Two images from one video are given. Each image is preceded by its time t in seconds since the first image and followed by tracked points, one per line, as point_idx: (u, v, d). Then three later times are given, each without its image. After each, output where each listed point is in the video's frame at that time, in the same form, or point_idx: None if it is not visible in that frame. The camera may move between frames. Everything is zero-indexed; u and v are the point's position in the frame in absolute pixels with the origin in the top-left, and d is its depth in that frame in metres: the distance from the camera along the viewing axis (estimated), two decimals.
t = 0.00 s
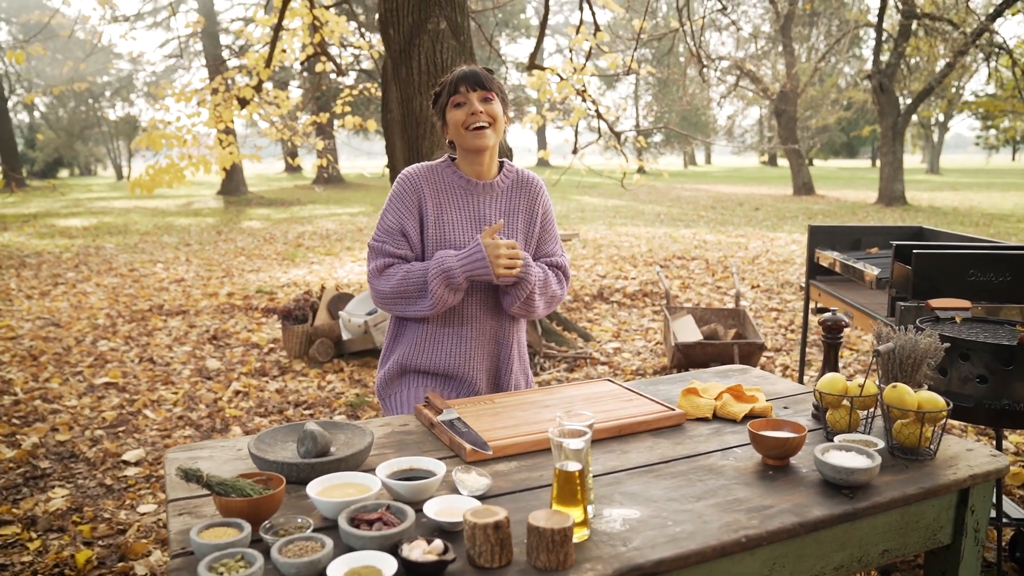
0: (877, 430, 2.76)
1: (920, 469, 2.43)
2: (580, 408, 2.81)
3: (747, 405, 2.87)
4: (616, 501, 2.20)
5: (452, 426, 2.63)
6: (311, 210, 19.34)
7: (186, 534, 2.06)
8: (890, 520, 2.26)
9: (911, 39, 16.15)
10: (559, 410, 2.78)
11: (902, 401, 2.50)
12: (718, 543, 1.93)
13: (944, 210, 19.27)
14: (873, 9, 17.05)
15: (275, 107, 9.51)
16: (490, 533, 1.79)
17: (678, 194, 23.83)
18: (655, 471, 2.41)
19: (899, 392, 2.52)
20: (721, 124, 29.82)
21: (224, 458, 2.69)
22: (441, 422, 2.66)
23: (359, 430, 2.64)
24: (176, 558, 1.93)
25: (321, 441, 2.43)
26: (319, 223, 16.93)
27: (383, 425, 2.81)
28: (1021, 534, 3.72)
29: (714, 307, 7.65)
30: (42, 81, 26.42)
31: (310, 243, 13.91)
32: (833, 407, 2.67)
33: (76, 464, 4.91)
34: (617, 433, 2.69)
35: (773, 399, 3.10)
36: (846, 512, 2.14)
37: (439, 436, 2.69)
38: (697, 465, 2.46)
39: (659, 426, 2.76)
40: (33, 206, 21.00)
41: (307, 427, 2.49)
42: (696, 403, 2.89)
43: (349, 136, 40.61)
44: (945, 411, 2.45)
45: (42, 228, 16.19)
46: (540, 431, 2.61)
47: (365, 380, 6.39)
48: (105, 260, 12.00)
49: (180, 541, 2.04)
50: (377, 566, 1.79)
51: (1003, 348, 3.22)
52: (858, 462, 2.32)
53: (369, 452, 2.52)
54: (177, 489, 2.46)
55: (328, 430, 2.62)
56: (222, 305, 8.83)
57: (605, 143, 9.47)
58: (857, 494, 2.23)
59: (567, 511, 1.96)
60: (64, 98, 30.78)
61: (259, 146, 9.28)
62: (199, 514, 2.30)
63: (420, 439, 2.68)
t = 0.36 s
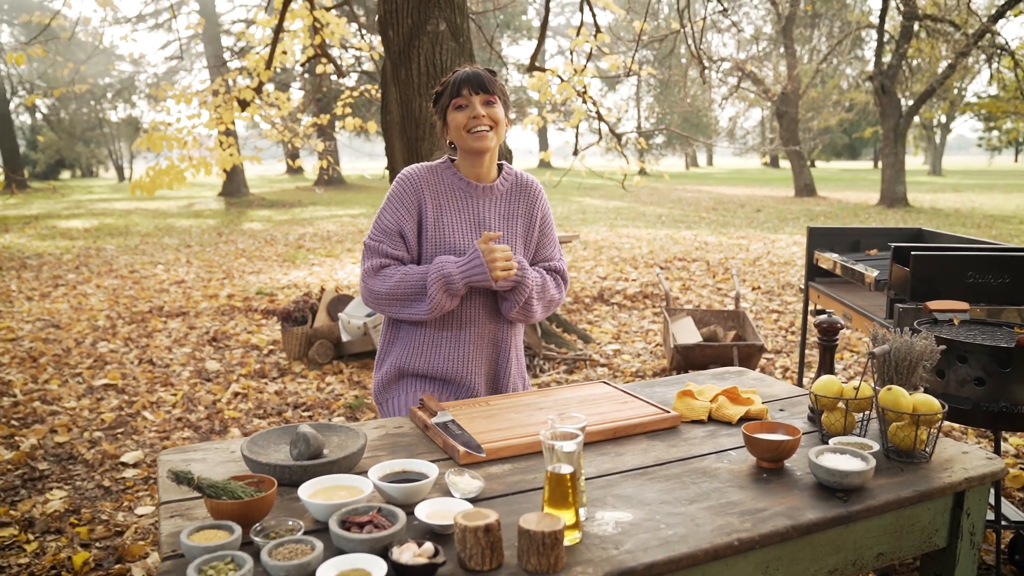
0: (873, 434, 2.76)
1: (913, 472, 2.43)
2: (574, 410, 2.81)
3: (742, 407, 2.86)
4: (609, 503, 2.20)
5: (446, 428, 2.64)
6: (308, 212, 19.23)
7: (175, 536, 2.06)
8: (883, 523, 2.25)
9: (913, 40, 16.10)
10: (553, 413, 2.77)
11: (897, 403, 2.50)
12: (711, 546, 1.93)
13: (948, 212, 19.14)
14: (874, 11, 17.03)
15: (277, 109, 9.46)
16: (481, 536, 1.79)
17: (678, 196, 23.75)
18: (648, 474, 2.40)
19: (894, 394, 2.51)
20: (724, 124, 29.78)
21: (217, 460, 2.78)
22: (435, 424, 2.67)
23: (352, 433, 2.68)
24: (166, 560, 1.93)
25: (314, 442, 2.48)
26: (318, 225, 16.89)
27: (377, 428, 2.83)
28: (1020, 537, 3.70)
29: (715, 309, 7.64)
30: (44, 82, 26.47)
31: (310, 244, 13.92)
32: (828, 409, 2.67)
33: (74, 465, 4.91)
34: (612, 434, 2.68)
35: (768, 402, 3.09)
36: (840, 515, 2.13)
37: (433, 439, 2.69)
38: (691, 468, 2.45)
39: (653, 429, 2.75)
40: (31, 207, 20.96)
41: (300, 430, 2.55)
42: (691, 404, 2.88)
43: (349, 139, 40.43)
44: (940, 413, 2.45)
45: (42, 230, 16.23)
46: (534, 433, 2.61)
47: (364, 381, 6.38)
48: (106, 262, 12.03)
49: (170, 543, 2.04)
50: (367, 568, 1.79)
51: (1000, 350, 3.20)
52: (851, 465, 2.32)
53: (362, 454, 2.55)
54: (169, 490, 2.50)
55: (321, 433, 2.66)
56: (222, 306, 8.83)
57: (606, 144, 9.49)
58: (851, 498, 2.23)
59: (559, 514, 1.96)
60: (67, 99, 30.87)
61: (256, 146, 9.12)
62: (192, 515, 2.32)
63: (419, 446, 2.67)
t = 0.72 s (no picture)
0: (925, 455, 2.14)
1: (1002, 496, 1.88)
2: (574, 426, 2.20)
3: (771, 423, 2.23)
4: (611, 535, 1.68)
5: (426, 447, 2.04)
6: (311, 195, 18.46)
7: None
8: (939, 561, 1.72)
9: None
10: (547, 429, 2.17)
11: (951, 418, 1.94)
12: None
13: (1001, 190, 17.68)
14: None
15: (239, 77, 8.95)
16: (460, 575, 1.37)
17: (707, 178, 22.86)
18: (660, 500, 1.85)
19: (948, 409, 1.95)
20: (758, 96, 28.19)
21: (157, 485, 1.96)
22: (413, 442, 2.08)
23: (318, 451, 1.99)
24: None
25: (272, 463, 1.81)
26: (288, 212, 15.62)
27: (347, 447, 2.19)
28: None
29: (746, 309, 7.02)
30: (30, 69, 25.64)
31: (279, 234, 12.90)
32: (871, 426, 2.06)
33: None
34: (618, 455, 2.08)
35: (801, 416, 2.40)
36: (886, 551, 1.62)
37: (411, 460, 2.09)
38: (711, 493, 1.88)
39: (667, 448, 2.13)
40: (26, 189, 20.29)
41: (255, 448, 1.87)
42: (710, 420, 2.25)
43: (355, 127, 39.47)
44: (1006, 431, 1.88)
45: None
46: (527, 452, 2.02)
47: (338, 395, 5.72)
48: (36, 255, 11.05)
49: None
50: None
51: None
52: (901, 492, 1.76)
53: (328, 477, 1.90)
54: (94, 521, 1.78)
55: (280, 454, 1.97)
56: (173, 307, 8.03)
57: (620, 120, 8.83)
58: (905, 532, 1.70)
59: (551, 549, 1.50)
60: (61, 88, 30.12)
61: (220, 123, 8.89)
62: (123, 554, 1.64)
63: (380, 459, 2.11)
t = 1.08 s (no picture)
0: (920, 455, 2.11)
1: (998, 496, 1.86)
2: (567, 426, 2.18)
3: (765, 423, 2.21)
4: (601, 536, 1.66)
5: (416, 448, 2.02)
6: (313, 194, 18.50)
7: None
8: (932, 562, 1.70)
9: None
10: (539, 430, 2.15)
11: (946, 419, 1.91)
12: None
13: (1006, 186, 17.65)
14: None
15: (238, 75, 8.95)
16: None
17: (710, 175, 22.84)
18: (650, 500, 1.82)
19: (943, 408, 1.92)
20: (763, 93, 28.08)
21: (143, 487, 1.95)
22: (402, 443, 2.06)
23: (307, 451, 1.97)
24: None
25: (258, 464, 1.79)
26: (290, 211, 15.59)
27: (336, 448, 2.17)
28: None
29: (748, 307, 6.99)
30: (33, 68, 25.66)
31: (280, 233, 12.89)
32: (865, 426, 2.03)
33: None
34: (609, 455, 2.05)
35: (796, 415, 2.38)
36: (876, 552, 1.60)
37: (401, 461, 2.07)
38: (703, 494, 1.86)
39: (659, 448, 2.11)
40: (29, 188, 20.33)
41: (242, 448, 1.85)
42: (703, 419, 2.23)
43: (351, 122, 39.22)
44: (1001, 430, 1.85)
45: None
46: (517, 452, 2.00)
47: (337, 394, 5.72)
48: (36, 255, 11.06)
49: None
50: None
51: None
52: (894, 493, 1.74)
53: (316, 479, 1.88)
54: (79, 523, 1.77)
55: (268, 454, 1.95)
56: (173, 307, 8.04)
57: (622, 116, 8.79)
58: (897, 533, 1.67)
59: (537, 550, 1.48)
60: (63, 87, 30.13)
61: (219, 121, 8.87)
62: (107, 555, 1.63)
63: (370, 460, 2.09)
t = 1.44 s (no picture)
0: (924, 461, 2.10)
1: (1001, 503, 1.84)
2: (567, 431, 2.17)
3: (767, 428, 2.20)
4: (600, 542, 1.66)
5: (415, 452, 2.02)
6: (322, 196, 18.55)
7: None
8: (934, 570, 1.69)
9: None
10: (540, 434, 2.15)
11: (950, 424, 1.90)
12: None
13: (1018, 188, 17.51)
14: None
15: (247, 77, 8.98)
16: None
17: (719, 177, 22.80)
18: (650, 506, 1.82)
19: (947, 414, 1.91)
20: (772, 96, 28.00)
21: (143, 489, 1.96)
22: (402, 447, 2.06)
23: (306, 454, 1.98)
24: None
25: (256, 468, 1.79)
26: (299, 213, 15.65)
27: (336, 452, 2.17)
28: None
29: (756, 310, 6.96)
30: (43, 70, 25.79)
31: (288, 235, 12.95)
32: (868, 431, 2.02)
33: None
34: (609, 460, 2.05)
35: (799, 420, 2.37)
36: (878, 560, 1.59)
37: (401, 465, 2.07)
38: (703, 500, 1.85)
39: (659, 453, 2.11)
40: (40, 190, 20.47)
41: (241, 452, 1.86)
42: (705, 424, 2.22)
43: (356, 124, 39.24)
44: (1005, 437, 1.85)
45: None
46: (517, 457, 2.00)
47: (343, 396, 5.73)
48: (46, 257, 11.13)
49: None
50: None
51: None
52: (897, 499, 1.73)
53: (315, 482, 1.88)
54: (77, 526, 1.78)
55: (267, 457, 1.96)
56: (180, 309, 8.08)
57: (630, 118, 8.77)
58: (900, 540, 1.66)
59: (533, 556, 1.48)
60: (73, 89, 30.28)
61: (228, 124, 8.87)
62: (105, 558, 1.63)
63: (370, 464, 2.09)
